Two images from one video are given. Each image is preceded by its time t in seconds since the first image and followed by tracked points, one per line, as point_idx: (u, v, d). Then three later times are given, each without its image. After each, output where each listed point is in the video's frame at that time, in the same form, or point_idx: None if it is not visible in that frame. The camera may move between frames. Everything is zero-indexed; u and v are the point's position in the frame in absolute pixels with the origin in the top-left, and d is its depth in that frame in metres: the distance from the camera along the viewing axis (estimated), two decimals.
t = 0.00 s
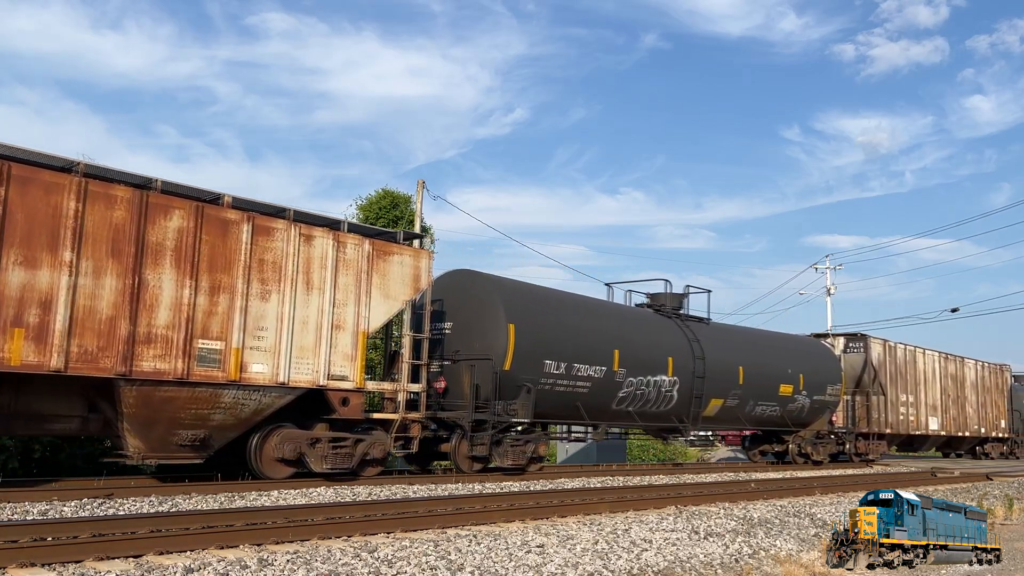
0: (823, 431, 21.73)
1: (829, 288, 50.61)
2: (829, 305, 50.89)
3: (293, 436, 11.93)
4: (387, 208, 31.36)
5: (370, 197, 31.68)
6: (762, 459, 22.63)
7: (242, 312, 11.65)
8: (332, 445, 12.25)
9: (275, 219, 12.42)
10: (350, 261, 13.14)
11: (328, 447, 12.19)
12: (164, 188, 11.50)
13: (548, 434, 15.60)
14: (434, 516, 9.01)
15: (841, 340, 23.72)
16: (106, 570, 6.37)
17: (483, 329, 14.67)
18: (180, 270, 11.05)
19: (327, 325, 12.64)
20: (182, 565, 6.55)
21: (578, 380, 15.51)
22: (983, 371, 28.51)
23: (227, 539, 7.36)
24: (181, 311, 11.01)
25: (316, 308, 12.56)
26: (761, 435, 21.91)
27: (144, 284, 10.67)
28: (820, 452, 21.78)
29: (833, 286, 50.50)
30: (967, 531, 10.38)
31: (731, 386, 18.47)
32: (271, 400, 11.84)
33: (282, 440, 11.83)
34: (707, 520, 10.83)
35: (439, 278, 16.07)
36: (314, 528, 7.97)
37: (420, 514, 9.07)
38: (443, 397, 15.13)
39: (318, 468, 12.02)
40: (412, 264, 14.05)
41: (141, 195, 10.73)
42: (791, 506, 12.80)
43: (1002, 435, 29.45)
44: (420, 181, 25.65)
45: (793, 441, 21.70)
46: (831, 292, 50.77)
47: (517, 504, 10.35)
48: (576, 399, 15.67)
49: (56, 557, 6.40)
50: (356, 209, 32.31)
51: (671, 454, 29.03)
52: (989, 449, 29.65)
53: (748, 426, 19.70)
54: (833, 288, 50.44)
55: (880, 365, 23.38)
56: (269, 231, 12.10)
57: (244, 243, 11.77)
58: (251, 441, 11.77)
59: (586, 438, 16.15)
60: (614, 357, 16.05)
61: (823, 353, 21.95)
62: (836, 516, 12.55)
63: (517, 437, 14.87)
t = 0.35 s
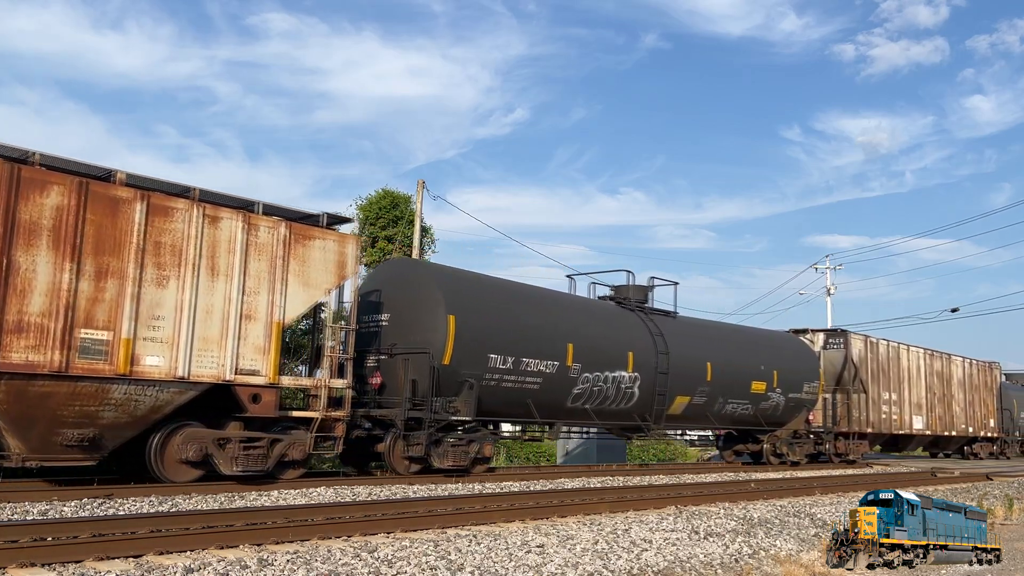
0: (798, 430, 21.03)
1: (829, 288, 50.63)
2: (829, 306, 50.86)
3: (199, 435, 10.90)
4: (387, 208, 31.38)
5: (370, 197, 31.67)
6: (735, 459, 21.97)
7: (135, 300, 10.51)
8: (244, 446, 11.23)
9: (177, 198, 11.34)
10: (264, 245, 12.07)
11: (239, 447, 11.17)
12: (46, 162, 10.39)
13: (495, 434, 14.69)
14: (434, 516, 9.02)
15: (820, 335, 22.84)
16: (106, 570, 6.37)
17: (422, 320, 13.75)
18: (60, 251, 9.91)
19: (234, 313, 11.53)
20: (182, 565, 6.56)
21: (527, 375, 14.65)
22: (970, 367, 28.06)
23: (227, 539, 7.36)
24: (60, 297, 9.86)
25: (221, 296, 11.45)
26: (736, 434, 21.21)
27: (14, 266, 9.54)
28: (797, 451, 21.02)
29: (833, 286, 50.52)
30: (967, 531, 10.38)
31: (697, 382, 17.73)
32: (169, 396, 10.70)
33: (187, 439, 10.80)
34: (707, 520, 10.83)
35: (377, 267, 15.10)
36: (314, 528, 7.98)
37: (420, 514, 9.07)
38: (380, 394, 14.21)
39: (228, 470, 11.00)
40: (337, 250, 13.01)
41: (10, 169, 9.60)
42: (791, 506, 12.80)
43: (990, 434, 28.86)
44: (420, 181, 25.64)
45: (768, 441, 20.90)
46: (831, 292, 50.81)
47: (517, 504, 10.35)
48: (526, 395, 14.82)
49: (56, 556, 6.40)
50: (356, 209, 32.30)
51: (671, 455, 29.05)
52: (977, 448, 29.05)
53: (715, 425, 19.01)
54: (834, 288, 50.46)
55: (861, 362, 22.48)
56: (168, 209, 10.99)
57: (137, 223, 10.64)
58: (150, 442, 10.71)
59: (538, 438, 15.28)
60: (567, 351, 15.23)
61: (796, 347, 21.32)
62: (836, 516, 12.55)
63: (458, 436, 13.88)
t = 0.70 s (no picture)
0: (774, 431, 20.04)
1: (829, 287, 50.61)
2: (829, 305, 50.80)
3: (86, 434, 9.85)
4: (387, 209, 31.39)
5: (370, 197, 31.67)
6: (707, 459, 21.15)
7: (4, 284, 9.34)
8: (138, 445, 10.25)
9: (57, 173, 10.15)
10: (160, 226, 10.90)
11: (135, 447, 10.19)
12: None
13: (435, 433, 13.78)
14: (434, 516, 9.02)
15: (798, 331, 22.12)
16: (106, 570, 6.37)
17: (351, 310, 12.76)
18: None
19: (122, 300, 10.32)
20: (182, 565, 6.56)
21: (470, 370, 13.75)
22: (957, 365, 27.51)
23: (227, 539, 7.37)
24: None
25: (105, 281, 10.25)
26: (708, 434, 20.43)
27: None
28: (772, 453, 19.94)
29: (833, 285, 50.48)
30: (967, 531, 10.38)
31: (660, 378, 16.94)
32: (46, 392, 9.54)
33: (71, 438, 9.75)
34: (707, 520, 10.83)
35: (306, 254, 13.97)
36: (314, 527, 7.97)
37: (419, 514, 9.07)
38: (306, 391, 13.07)
39: (118, 472, 10.04)
40: (246, 233, 11.89)
41: None
42: (791, 506, 12.81)
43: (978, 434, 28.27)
44: (420, 181, 25.63)
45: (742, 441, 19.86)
46: (831, 292, 50.79)
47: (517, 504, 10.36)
48: (469, 392, 13.90)
49: (56, 557, 6.40)
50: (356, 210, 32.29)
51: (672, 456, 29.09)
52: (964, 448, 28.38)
53: (680, 424, 18.08)
54: (834, 287, 50.43)
55: (840, 358, 21.98)
56: (43, 185, 9.82)
57: (7, 200, 9.45)
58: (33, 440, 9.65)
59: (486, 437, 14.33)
60: (515, 345, 14.35)
61: (769, 340, 20.52)
62: (837, 516, 12.55)
63: (392, 436, 12.95)
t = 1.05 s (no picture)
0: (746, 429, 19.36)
1: (829, 287, 50.57)
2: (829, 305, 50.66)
3: None
4: (387, 209, 31.40)
5: (370, 197, 31.66)
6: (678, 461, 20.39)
7: None
8: (10, 445, 9.23)
9: None
10: (37, 203, 9.79)
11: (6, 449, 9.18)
12: None
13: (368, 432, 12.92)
14: (434, 516, 9.02)
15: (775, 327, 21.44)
16: (106, 570, 6.37)
17: (268, 302, 11.82)
18: None
19: None
20: (182, 565, 6.56)
21: (405, 366, 12.82)
22: (943, 362, 27.03)
23: (227, 539, 7.37)
24: None
25: None
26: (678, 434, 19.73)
27: None
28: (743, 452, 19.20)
29: (833, 285, 50.44)
30: (967, 531, 10.38)
31: (620, 374, 16.10)
32: None
33: None
34: (707, 520, 10.83)
35: (228, 241, 12.99)
36: (314, 528, 7.97)
37: (419, 514, 9.07)
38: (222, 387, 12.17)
39: None
40: (141, 212, 10.80)
41: None
42: (791, 506, 12.81)
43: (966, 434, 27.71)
44: (420, 181, 25.61)
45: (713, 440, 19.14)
46: (831, 292, 50.77)
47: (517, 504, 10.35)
48: (404, 388, 12.97)
49: (56, 557, 6.41)
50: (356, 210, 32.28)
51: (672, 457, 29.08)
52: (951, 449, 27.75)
53: (644, 422, 17.24)
54: (834, 287, 50.38)
55: (818, 355, 21.26)
56: None
57: None
58: None
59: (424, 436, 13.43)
60: (455, 338, 13.42)
61: (743, 336, 19.66)
62: (837, 516, 12.55)
63: (315, 436, 11.99)
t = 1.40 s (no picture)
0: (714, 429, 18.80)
1: (829, 287, 50.53)
2: (829, 305, 50.72)
3: None
4: (387, 208, 31.38)
5: (370, 197, 31.66)
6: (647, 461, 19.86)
7: None
8: None
9: None
10: None
11: None
12: None
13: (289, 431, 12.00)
14: (434, 516, 9.02)
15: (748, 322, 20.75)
16: (106, 570, 6.37)
17: (169, 289, 10.88)
18: None
19: None
20: (182, 565, 6.56)
21: (328, 360, 11.90)
22: (928, 359, 26.43)
23: (227, 539, 7.37)
24: None
25: None
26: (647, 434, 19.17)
27: None
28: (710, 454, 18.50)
29: (833, 285, 50.41)
30: (967, 531, 10.38)
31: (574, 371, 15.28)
32: None
33: None
34: (707, 520, 10.84)
35: (135, 225, 12.00)
36: (314, 528, 7.98)
37: (419, 514, 9.07)
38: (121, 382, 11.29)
39: None
40: (13, 187, 9.92)
41: None
42: (791, 506, 12.80)
43: (953, 433, 27.11)
44: (420, 181, 25.61)
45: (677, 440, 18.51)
46: (830, 292, 50.72)
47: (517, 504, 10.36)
48: (328, 384, 12.04)
49: (56, 557, 6.40)
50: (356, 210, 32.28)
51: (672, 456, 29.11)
52: (937, 448, 27.23)
53: (603, 421, 16.46)
54: (834, 287, 50.34)
55: (794, 351, 20.51)
56: None
57: None
58: None
59: (353, 436, 12.56)
60: (386, 329, 12.51)
61: (712, 330, 18.93)
62: (836, 516, 12.55)
63: (223, 437, 11.10)
